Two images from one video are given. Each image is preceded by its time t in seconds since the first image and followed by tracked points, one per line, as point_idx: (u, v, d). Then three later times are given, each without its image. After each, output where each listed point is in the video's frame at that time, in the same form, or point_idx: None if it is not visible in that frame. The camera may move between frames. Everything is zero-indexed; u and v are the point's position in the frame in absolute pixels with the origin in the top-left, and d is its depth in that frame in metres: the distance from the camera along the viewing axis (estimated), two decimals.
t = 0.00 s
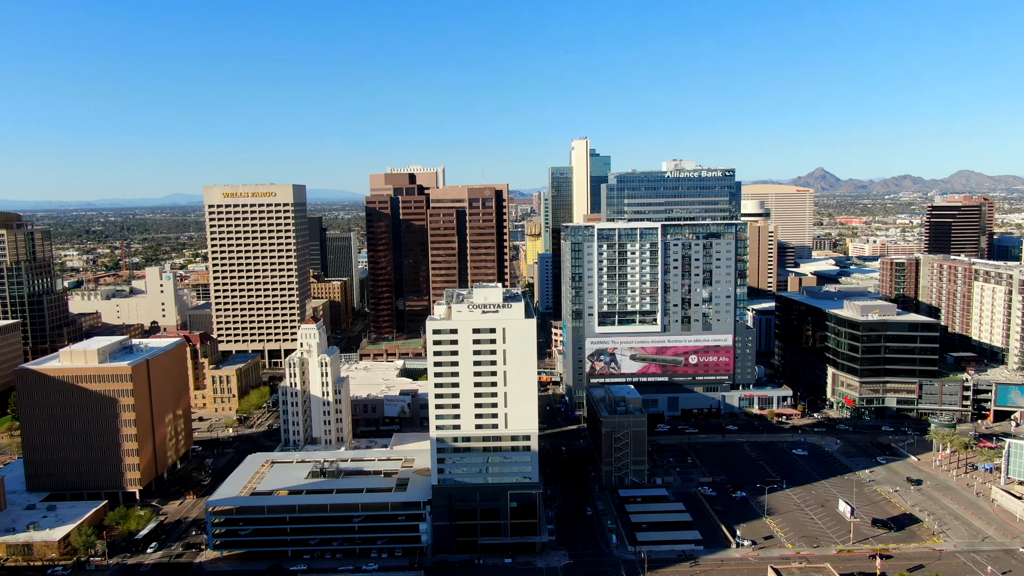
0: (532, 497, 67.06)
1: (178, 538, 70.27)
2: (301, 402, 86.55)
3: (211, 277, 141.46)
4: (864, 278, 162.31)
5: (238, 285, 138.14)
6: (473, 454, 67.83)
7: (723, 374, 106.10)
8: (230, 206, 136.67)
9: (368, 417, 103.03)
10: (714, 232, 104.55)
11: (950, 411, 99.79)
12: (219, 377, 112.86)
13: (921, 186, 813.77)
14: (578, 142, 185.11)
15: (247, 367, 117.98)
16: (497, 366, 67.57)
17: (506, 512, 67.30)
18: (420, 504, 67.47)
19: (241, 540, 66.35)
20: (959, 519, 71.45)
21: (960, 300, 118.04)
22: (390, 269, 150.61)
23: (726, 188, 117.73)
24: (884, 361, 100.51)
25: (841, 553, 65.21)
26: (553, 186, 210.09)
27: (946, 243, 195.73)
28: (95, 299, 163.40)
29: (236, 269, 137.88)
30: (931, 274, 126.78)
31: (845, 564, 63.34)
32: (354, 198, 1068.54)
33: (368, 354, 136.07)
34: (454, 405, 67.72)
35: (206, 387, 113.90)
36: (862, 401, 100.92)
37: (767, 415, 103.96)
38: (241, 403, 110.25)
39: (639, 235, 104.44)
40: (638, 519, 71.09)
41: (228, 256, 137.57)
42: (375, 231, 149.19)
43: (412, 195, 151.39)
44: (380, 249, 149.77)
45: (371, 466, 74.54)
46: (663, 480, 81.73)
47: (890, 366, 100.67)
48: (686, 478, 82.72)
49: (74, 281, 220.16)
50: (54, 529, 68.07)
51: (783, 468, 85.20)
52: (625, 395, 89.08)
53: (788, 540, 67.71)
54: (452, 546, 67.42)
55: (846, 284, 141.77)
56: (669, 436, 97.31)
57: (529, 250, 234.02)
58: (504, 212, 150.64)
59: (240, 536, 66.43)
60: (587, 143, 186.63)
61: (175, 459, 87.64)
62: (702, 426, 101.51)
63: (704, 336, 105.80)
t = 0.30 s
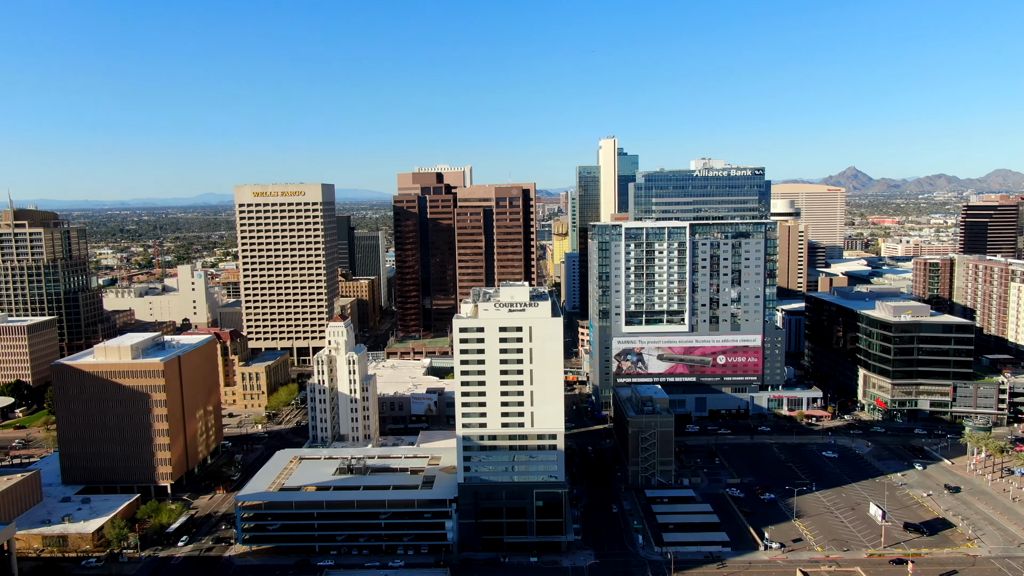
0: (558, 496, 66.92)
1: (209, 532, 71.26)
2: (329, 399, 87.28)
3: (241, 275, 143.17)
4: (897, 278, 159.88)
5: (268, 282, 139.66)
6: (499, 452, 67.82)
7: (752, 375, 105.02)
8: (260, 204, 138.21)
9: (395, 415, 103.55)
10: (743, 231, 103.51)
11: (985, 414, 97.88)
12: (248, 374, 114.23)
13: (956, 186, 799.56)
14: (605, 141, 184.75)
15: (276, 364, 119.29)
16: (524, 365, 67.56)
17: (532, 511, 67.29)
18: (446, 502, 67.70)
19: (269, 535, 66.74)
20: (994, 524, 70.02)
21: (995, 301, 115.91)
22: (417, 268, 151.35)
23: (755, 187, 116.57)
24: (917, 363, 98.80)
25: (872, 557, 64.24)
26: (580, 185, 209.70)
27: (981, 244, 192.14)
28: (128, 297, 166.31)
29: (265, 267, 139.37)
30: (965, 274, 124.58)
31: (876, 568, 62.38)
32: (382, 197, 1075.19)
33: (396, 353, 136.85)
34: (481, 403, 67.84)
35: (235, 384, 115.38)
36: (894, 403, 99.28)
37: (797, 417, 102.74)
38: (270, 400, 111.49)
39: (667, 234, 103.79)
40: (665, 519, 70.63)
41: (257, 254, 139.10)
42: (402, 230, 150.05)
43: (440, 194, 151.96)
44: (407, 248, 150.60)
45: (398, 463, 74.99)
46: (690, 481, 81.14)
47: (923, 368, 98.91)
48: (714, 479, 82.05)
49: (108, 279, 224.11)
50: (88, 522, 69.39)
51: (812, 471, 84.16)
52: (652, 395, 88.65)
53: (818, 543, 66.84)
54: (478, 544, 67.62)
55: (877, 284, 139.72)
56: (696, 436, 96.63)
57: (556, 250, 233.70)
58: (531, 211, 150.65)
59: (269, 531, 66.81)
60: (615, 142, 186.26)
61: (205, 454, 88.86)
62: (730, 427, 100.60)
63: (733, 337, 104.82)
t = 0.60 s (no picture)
0: (584, 496, 66.71)
1: (238, 527, 72.15)
2: (357, 397, 87.90)
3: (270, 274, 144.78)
4: (931, 279, 157.07)
5: (297, 281, 141.05)
6: (525, 451, 67.80)
7: (782, 376, 103.73)
8: (290, 203, 139.65)
9: (422, 413, 104.03)
10: (773, 231, 102.33)
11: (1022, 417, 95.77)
12: (278, 371, 115.50)
13: (993, 185, 783.91)
14: (633, 140, 184.06)
15: (305, 361, 120.43)
16: (550, 364, 67.47)
17: (558, 510, 67.16)
18: (472, 500, 67.89)
19: (297, 529, 67.44)
20: None
21: None
22: (444, 267, 151.89)
23: (786, 185, 115.00)
24: (952, 365, 97.02)
25: (904, 562, 63.17)
26: (608, 185, 209.07)
27: (1018, 245, 188.12)
28: (161, 294, 169.00)
29: (294, 265, 140.78)
30: (1001, 275, 122.06)
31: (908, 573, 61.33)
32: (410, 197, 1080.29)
33: (422, 351, 137.41)
34: (507, 402, 67.90)
35: (265, 381, 116.67)
36: (928, 406, 97.49)
37: (827, 419, 101.37)
38: (299, 397, 112.61)
39: (695, 233, 103.04)
40: (693, 520, 70.10)
41: (287, 252, 140.52)
42: (430, 229, 150.75)
43: (468, 193, 152.38)
44: (435, 247, 151.30)
45: (424, 461, 75.28)
46: (718, 482, 80.40)
47: (958, 370, 97.06)
48: (742, 481, 81.26)
49: (142, 277, 227.78)
50: (122, 514, 70.67)
51: (843, 474, 82.97)
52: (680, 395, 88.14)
53: (848, 547, 65.88)
54: (503, 543, 67.64)
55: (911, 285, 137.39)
56: (724, 437, 95.80)
57: (583, 249, 233.03)
58: (558, 210, 150.36)
59: (297, 526, 67.31)
60: (643, 142, 185.52)
61: (235, 449, 90.00)
62: (758, 428, 99.59)
63: (762, 337, 103.67)
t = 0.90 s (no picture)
0: (610, 496, 66.42)
1: (266, 521, 72.99)
2: (384, 394, 88.45)
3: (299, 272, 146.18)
4: (966, 280, 154.24)
5: (325, 279, 142.26)
6: (551, 450, 67.70)
7: (811, 378, 102.62)
8: (319, 202, 140.90)
9: (448, 411, 104.49)
10: (803, 230, 101.17)
11: None
12: (306, 368, 116.66)
13: None
14: (662, 139, 183.13)
15: (333, 358, 121.51)
16: (577, 363, 67.29)
17: (583, 510, 66.96)
18: (497, 498, 67.93)
19: (324, 525, 67.95)
20: None
21: None
22: (471, 266, 152.39)
23: (816, 185, 113.73)
24: (987, 368, 95.09)
25: (937, 567, 62.05)
26: (636, 184, 208.23)
27: None
28: (193, 292, 171.46)
29: (323, 263, 141.99)
30: None
31: None
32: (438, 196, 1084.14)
33: (449, 350, 137.84)
34: (533, 401, 67.84)
35: (294, 377, 117.86)
36: (962, 409, 95.69)
37: (858, 421, 99.98)
38: (327, 394, 113.64)
39: (724, 232, 102.21)
40: (720, 522, 69.51)
41: (316, 251, 141.83)
42: (457, 228, 151.27)
43: (495, 192, 152.69)
44: (462, 246, 151.86)
45: (450, 458, 75.54)
46: (746, 484, 79.64)
47: (994, 373, 95.08)
48: (770, 483, 80.40)
49: (173, 275, 231.22)
50: (154, 508, 71.84)
51: (874, 477, 81.75)
52: (708, 395, 87.44)
53: (879, 551, 64.87)
54: (529, 541, 67.58)
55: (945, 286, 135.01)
56: (753, 439, 94.84)
57: (611, 249, 232.17)
58: (585, 209, 149.99)
59: (324, 522, 68.35)
60: (671, 141, 184.50)
61: (264, 445, 91.02)
62: (788, 429, 98.44)
63: (792, 338, 102.48)
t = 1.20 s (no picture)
0: (636, 496, 66.05)
1: (294, 516, 73.72)
2: (410, 392, 88.83)
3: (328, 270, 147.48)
4: (1002, 281, 151.08)
5: (353, 277, 143.29)
6: (577, 449, 67.51)
7: (842, 380, 100.94)
8: (347, 201, 141.97)
9: (475, 410, 104.75)
10: (834, 230, 99.78)
11: None
12: (334, 366, 117.60)
13: None
14: (690, 138, 181.90)
15: (360, 356, 122.34)
16: (603, 362, 67.04)
17: (609, 509, 66.67)
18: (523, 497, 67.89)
19: (351, 521, 68.44)
20: None
21: None
22: (498, 265, 152.57)
23: (848, 184, 112.27)
24: None
25: (971, 573, 60.85)
26: (664, 183, 207.09)
27: None
28: (223, 290, 173.65)
29: (351, 262, 143.01)
30: None
31: None
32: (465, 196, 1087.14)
33: (476, 348, 138.08)
34: (560, 400, 67.73)
35: (322, 375, 118.86)
36: (998, 413, 93.80)
37: (889, 424, 98.56)
38: (354, 391, 114.44)
39: (754, 232, 101.14)
40: (747, 524, 68.86)
41: (344, 249, 142.90)
42: (484, 227, 151.49)
43: (522, 191, 152.71)
44: (489, 245, 152.05)
45: (476, 457, 75.69)
46: (774, 486, 78.78)
47: None
48: (799, 485, 79.46)
49: (205, 273, 234.38)
50: (184, 501, 72.92)
51: (906, 480, 80.44)
52: (735, 396, 86.61)
53: (911, 556, 63.80)
54: (554, 540, 67.47)
55: (981, 287, 132.41)
56: (781, 441, 93.78)
57: (638, 248, 231.00)
58: (613, 208, 149.46)
59: (351, 518, 68.79)
60: (700, 139, 183.16)
61: (292, 442, 91.92)
62: (818, 432, 97.20)
63: (822, 339, 101.08)
